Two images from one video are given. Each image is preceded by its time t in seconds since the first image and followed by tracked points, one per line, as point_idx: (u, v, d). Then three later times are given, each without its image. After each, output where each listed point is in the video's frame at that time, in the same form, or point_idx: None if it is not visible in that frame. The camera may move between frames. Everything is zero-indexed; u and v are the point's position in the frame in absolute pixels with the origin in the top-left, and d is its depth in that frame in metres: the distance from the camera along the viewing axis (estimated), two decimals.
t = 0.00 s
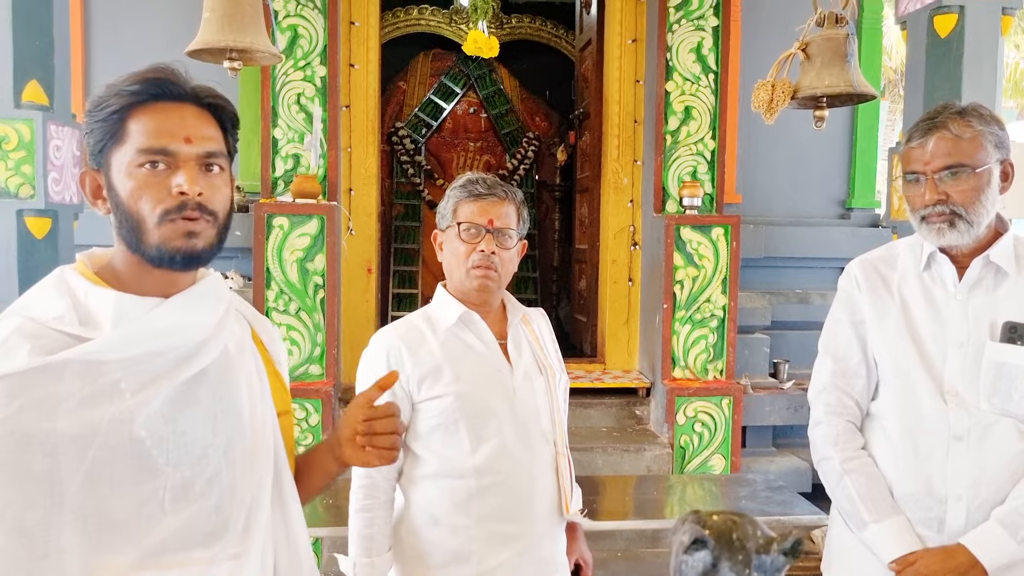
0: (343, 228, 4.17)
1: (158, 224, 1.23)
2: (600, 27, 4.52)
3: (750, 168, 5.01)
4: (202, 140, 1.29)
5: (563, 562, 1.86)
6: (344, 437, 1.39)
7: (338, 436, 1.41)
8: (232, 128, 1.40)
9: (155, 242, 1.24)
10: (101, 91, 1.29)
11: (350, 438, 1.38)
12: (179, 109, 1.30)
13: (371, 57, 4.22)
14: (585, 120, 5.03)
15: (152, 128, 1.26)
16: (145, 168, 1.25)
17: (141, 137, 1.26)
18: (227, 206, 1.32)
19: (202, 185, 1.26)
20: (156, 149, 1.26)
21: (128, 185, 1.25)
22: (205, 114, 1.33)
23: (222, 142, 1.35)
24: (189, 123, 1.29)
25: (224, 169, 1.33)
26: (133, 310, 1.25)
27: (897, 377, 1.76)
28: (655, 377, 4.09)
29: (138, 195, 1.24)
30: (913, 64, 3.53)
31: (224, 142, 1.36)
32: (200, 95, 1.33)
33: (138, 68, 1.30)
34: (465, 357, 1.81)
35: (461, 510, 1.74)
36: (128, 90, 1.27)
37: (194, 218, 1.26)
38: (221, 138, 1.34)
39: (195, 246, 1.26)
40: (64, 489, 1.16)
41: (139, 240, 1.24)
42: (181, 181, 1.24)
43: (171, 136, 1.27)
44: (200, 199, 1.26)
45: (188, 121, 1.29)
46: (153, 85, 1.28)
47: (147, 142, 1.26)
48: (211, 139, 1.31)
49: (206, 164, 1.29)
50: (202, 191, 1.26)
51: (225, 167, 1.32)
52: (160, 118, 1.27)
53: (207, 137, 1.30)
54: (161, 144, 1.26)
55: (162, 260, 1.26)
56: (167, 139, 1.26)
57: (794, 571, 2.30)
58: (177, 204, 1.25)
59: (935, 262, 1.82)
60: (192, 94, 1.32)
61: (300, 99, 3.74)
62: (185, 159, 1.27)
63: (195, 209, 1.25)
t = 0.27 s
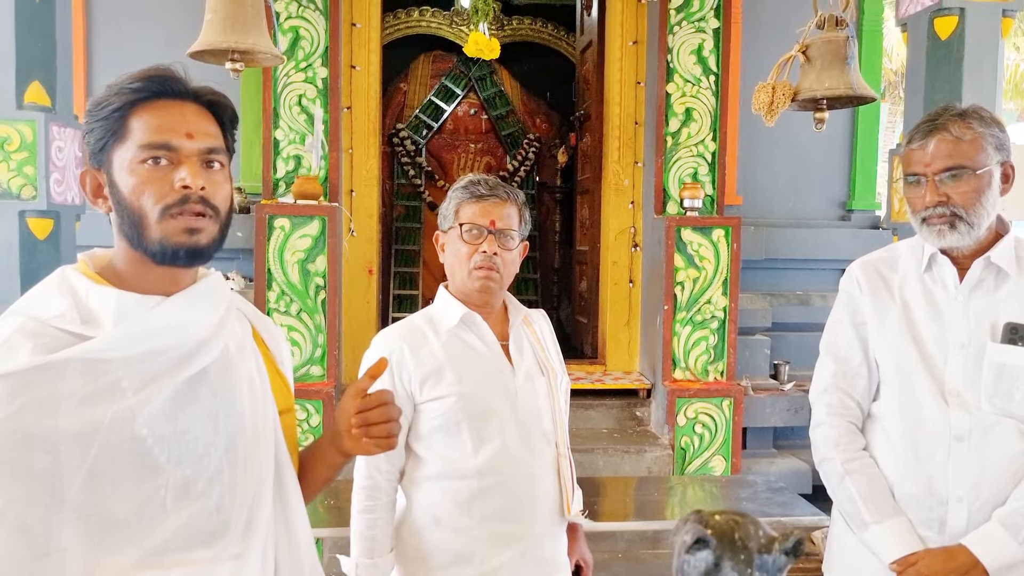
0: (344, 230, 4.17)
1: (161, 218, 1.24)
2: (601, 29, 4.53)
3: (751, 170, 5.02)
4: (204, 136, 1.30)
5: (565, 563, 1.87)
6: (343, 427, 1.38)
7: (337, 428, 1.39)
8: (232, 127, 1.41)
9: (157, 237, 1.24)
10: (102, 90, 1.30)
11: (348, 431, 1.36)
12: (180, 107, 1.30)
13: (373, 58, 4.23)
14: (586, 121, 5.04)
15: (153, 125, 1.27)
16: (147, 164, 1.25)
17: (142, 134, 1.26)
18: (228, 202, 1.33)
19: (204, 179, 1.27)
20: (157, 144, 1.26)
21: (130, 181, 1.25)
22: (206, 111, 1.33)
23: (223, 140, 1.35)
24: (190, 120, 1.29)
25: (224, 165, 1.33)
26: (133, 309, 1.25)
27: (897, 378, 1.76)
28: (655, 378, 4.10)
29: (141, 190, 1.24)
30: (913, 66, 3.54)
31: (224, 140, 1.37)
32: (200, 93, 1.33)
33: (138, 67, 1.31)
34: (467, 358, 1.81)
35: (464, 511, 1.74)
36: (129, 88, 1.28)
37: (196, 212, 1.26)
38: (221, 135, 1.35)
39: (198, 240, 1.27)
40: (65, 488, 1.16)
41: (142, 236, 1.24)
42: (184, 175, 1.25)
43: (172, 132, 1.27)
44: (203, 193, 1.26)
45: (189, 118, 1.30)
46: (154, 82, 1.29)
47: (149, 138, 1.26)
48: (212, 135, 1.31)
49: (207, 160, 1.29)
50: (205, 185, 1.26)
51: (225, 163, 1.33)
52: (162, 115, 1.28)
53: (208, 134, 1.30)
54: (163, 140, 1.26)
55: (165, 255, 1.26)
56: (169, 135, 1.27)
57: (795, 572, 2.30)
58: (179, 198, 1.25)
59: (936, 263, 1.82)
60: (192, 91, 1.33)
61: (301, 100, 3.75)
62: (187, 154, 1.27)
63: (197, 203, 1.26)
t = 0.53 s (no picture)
0: (346, 231, 4.18)
1: (163, 227, 1.25)
2: (602, 30, 4.54)
3: (752, 172, 5.02)
4: (209, 144, 1.30)
5: (567, 563, 1.87)
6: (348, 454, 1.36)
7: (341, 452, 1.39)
8: (240, 131, 1.40)
9: (160, 244, 1.25)
10: (111, 92, 1.30)
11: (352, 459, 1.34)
12: (187, 113, 1.30)
13: (374, 60, 4.24)
14: (587, 123, 5.05)
15: (159, 131, 1.27)
16: (152, 171, 1.26)
17: (148, 140, 1.27)
18: (233, 209, 1.33)
19: (208, 188, 1.27)
20: (163, 152, 1.27)
21: (135, 187, 1.26)
22: (213, 117, 1.33)
23: (230, 145, 1.35)
24: (197, 127, 1.30)
25: (230, 172, 1.33)
26: (138, 311, 1.25)
27: (899, 379, 1.77)
28: (656, 379, 4.10)
29: (145, 197, 1.25)
30: (914, 68, 3.55)
31: (231, 145, 1.37)
32: (208, 98, 1.33)
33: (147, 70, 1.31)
34: (470, 359, 1.82)
35: (467, 512, 1.74)
36: (137, 93, 1.28)
37: (199, 221, 1.27)
38: (228, 141, 1.35)
39: (200, 249, 1.27)
40: (68, 486, 1.17)
41: (145, 241, 1.25)
42: (187, 184, 1.26)
43: (178, 139, 1.28)
44: (205, 203, 1.27)
45: (195, 125, 1.30)
46: (162, 88, 1.29)
47: (154, 145, 1.27)
48: (218, 142, 1.31)
49: (212, 167, 1.30)
50: (208, 194, 1.27)
51: (231, 170, 1.33)
52: (168, 121, 1.28)
53: (214, 141, 1.30)
54: (169, 148, 1.27)
55: (167, 262, 1.27)
56: (175, 143, 1.27)
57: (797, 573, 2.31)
58: (183, 206, 1.26)
59: (938, 265, 1.83)
60: (200, 97, 1.32)
61: (303, 102, 3.75)
62: (192, 162, 1.28)
63: (200, 213, 1.27)
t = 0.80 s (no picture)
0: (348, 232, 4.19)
1: (171, 228, 1.26)
2: (604, 32, 4.55)
3: (753, 173, 5.04)
4: (216, 146, 1.31)
5: (570, 564, 1.88)
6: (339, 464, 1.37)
7: (334, 462, 1.39)
8: (245, 133, 1.42)
9: (167, 245, 1.26)
10: (118, 94, 1.31)
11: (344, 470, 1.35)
12: (194, 115, 1.31)
13: (376, 62, 4.25)
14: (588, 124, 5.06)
15: (167, 133, 1.28)
16: (160, 173, 1.27)
17: (156, 142, 1.28)
18: (238, 211, 1.34)
19: (215, 189, 1.28)
20: (170, 154, 1.28)
21: (142, 189, 1.27)
22: (220, 119, 1.34)
23: (236, 147, 1.36)
24: (204, 129, 1.30)
25: (236, 174, 1.35)
26: (147, 312, 1.26)
27: (901, 380, 1.78)
28: (657, 381, 4.11)
29: (152, 198, 1.26)
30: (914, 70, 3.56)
31: (237, 147, 1.38)
32: (215, 101, 1.34)
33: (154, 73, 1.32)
34: (474, 360, 1.83)
35: (470, 513, 1.75)
36: (144, 95, 1.29)
37: (206, 222, 1.28)
38: (235, 143, 1.36)
39: (206, 250, 1.28)
40: (76, 484, 1.18)
41: (152, 243, 1.26)
42: (195, 185, 1.27)
43: (186, 141, 1.29)
44: (213, 204, 1.28)
45: (202, 127, 1.31)
46: (169, 90, 1.30)
47: (162, 147, 1.28)
48: (225, 144, 1.33)
49: (219, 169, 1.31)
50: (215, 196, 1.28)
51: (237, 172, 1.34)
52: (176, 123, 1.29)
53: (221, 143, 1.32)
54: (176, 150, 1.28)
55: (174, 263, 1.28)
56: (182, 145, 1.28)
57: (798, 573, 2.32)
58: (190, 208, 1.27)
59: (939, 266, 1.84)
60: (207, 100, 1.33)
61: (305, 103, 3.76)
62: (200, 164, 1.29)
63: (207, 214, 1.28)
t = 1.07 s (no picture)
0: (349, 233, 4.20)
1: (186, 224, 1.26)
2: (605, 34, 4.56)
3: (754, 174, 5.04)
4: (233, 146, 1.32)
5: (572, 564, 1.88)
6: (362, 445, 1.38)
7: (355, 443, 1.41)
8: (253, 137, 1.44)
9: (181, 241, 1.27)
10: (133, 90, 1.31)
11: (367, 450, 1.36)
12: (210, 115, 1.33)
13: (378, 63, 4.26)
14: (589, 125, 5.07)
15: (184, 131, 1.29)
16: (176, 169, 1.28)
17: (173, 139, 1.28)
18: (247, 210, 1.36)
19: (232, 188, 1.29)
20: (188, 151, 1.28)
21: (157, 185, 1.27)
22: (234, 121, 1.36)
23: (246, 149, 1.38)
24: (220, 129, 1.32)
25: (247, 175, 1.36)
26: (147, 311, 1.27)
27: (903, 380, 1.78)
28: (659, 381, 4.12)
29: (168, 194, 1.27)
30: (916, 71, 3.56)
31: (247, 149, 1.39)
32: (230, 103, 1.36)
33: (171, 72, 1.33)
34: (476, 360, 1.83)
35: (473, 513, 1.76)
36: (163, 93, 1.29)
37: (221, 220, 1.29)
38: (246, 145, 1.38)
39: (219, 247, 1.30)
40: (81, 483, 1.18)
41: (165, 238, 1.27)
42: (213, 183, 1.28)
43: (203, 139, 1.30)
44: (229, 202, 1.29)
45: (219, 127, 1.32)
46: (188, 90, 1.31)
47: (179, 144, 1.28)
48: (239, 145, 1.34)
49: (234, 169, 1.32)
50: (232, 194, 1.29)
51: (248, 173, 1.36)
52: (193, 122, 1.30)
53: (236, 144, 1.33)
54: (194, 147, 1.29)
55: (186, 260, 1.28)
56: (200, 143, 1.29)
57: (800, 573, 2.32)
58: (206, 205, 1.28)
59: (941, 266, 1.84)
60: (223, 102, 1.35)
61: (308, 104, 3.77)
62: (217, 163, 1.30)
63: (223, 211, 1.29)
